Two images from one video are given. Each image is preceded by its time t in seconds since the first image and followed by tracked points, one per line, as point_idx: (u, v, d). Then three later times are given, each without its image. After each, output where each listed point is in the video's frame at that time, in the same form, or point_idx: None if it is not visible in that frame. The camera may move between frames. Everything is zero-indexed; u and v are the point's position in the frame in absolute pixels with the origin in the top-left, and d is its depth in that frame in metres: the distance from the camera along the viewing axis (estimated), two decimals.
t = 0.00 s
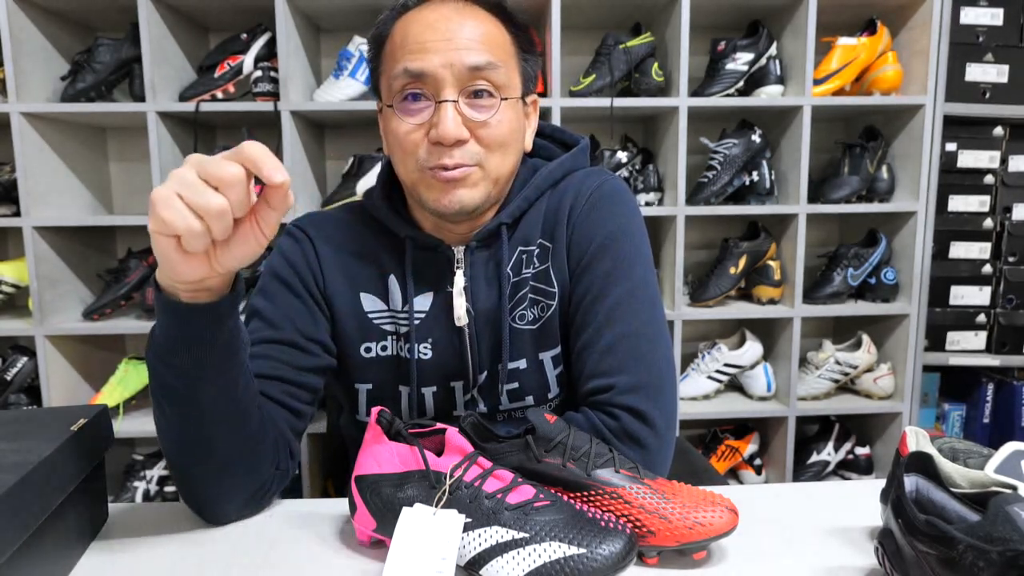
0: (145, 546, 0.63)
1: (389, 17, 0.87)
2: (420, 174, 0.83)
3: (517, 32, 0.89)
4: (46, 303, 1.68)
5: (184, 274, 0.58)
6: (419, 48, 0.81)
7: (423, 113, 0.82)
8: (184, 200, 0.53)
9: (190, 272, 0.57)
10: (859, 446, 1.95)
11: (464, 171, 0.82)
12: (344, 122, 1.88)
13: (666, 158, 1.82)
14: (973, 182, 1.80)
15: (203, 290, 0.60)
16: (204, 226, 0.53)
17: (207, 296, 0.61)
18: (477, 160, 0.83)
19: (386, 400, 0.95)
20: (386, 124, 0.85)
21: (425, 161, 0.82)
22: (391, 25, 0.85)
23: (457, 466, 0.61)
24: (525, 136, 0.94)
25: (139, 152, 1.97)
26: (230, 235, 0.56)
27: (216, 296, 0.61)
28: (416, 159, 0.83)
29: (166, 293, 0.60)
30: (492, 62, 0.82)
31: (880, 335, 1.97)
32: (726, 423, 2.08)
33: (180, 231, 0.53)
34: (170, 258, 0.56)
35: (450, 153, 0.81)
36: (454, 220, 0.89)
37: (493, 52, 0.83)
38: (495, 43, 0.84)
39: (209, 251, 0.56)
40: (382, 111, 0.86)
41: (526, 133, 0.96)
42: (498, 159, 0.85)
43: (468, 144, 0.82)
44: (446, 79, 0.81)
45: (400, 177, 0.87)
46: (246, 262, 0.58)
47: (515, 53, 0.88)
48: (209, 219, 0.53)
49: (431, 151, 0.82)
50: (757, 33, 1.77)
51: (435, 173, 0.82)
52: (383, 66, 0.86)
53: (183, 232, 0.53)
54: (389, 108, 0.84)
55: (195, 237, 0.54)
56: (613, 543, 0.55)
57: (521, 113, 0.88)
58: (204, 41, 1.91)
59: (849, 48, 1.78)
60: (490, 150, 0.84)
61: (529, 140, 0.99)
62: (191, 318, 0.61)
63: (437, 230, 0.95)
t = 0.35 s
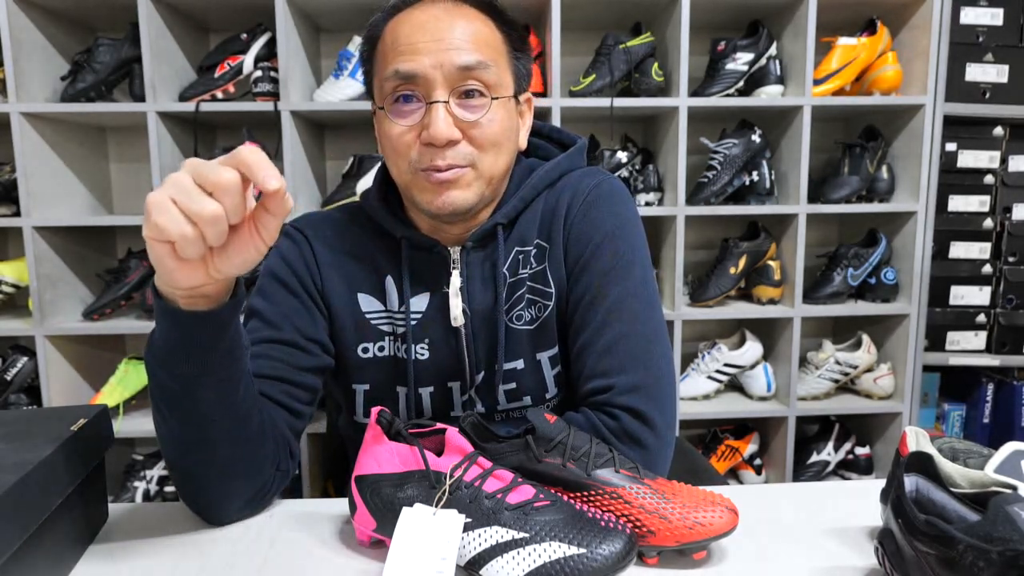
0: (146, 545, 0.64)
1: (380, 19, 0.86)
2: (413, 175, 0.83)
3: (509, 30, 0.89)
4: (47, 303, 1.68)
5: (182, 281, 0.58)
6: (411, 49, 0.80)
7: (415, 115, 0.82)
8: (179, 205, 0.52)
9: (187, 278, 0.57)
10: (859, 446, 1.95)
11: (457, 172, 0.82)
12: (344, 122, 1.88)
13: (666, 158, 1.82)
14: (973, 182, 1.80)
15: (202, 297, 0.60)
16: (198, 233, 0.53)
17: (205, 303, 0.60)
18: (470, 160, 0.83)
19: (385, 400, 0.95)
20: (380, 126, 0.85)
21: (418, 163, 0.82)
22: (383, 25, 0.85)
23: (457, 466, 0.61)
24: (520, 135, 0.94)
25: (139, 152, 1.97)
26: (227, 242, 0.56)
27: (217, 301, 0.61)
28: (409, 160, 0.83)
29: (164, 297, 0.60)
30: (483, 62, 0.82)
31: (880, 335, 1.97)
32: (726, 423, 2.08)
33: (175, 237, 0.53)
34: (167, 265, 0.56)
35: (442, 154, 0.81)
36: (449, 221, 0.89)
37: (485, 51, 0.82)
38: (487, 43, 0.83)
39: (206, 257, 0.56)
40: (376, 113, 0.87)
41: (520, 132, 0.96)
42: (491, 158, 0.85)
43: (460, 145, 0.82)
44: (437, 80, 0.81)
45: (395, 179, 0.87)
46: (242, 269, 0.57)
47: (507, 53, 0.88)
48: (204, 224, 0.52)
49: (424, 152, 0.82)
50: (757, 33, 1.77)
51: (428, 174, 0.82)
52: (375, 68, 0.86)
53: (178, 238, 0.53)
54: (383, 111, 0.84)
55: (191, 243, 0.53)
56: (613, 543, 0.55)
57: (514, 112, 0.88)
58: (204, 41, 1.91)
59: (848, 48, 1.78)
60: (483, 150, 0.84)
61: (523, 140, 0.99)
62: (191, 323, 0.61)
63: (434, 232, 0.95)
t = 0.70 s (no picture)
0: (146, 545, 0.64)
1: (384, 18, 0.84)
2: (416, 201, 0.84)
3: (512, 41, 0.86)
4: (47, 302, 1.68)
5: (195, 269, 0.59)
6: (411, 79, 0.78)
7: (416, 144, 0.81)
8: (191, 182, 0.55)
9: (200, 264, 0.59)
10: (859, 446, 1.95)
11: (461, 200, 0.84)
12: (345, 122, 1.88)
13: (666, 158, 1.82)
14: (973, 182, 1.80)
15: (214, 290, 0.61)
16: (213, 204, 0.56)
17: (217, 297, 0.62)
18: (472, 189, 0.84)
19: (386, 401, 0.95)
20: (382, 147, 0.85)
21: (420, 190, 0.83)
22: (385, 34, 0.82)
23: (457, 466, 0.61)
24: (523, 142, 0.94)
25: (139, 152, 1.97)
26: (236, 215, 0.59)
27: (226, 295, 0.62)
28: (412, 187, 0.84)
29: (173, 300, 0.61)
30: (487, 92, 0.79)
31: (880, 335, 1.97)
32: (726, 423, 2.08)
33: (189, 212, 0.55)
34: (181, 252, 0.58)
35: (445, 186, 0.82)
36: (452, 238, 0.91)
37: (489, 79, 0.80)
38: (490, 67, 0.80)
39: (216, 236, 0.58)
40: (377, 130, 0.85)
41: (524, 138, 0.95)
42: (494, 184, 0.86)
43: (463, 175, 0.82)
44: (439, 114, 0.79)
45: (399, 197, 0.88)
46: (253, 243, 0.60)
47: (511, 67, 0.85)
48: (218, 191, 0.55)
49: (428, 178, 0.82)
50: (757, 33, 1.77)
51: (431, 203, 0.84)
52: (376, 85, 0.84)
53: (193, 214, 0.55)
54: (384, 133, 0.83)
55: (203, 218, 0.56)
56: (613, 543, 0.55)
57: (517, 132, 0.87)
58: (204, 41, 1.92)
59: (848, 48, 1.78)
60: (486, 179, 0.84)
61: (528, 143, 0.98)
62: (199, 322, 0.61)
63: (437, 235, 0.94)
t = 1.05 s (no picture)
0: (146, 545, 0.64)
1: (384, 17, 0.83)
2: (417, 214, 0.85)
3: (514, 54, 0.83)
4: (47, 302, 1.68)
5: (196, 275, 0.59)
6: (411, 97, 0.75)
7: (417, 162, 0.80)
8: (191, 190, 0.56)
9: (201, 270, 0.59)
10: (859, 446, 1.95)
11: (462, 216, 0.85)
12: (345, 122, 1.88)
13: (666, 158, 1.82)
14: (973, 182, 1.80)
15: (215, 297, 0.61)
16: (211, 208, 0.56)
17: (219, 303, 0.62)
18: (473, 204, 0.85)
19: (386, 401, 0.95)
20: (382, 160, 0.84)
21: (421, 206, 0.84)
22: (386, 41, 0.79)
23: (457, 466, 0.61)
24: (525, 148, 0.92)
25: (139, 152, 1.97)
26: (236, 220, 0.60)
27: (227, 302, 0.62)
28: (414, 202, 0.84)
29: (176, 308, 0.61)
30: (489, 112, 0.77)
31: (880, 335, 1.97)
32: (726, 423, 2.08)
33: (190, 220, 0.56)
34: (182, 258, 0.58)
35: (446, 203, 0.82)
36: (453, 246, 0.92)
37: (491, 98, 0.78)
38: (493, 84, 0.78)
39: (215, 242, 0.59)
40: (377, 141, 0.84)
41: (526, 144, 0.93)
42: (495, 198, 0.86)
43: (463, 193, 0.82)
44: (440, 134, 0.77)
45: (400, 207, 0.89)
46: (253, 247, 0.60)
47: (514, 79, 0.82)
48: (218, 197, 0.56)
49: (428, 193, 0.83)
50: (757, 33, 1.77)
51: (433, 218, 0.84)
52: (375, 97, 0.81)
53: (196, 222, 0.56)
54: (384, 147, 0.82)
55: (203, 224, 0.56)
56: (613, 543, 0.55)
57: (518, 145, 0.86)
58: (204, 41, 1.92)
59: (848, 48, 1.78)
60: (487, 194, 0.85)
61: (532, 149, 0.98)
62: (200, 329, 0.61)
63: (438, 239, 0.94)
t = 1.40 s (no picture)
0: (145, 545, 0.64)
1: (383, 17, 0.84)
2: (415, 205, 0.84)
3: (516, 46, 0.84)
4: (46, 302, 1.68)
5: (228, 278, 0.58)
6: (411, 81, 0.76)
7: (417, 149, 0.80)
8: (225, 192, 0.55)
9: (234, 274, 0.58)
10: (859, 446, 1.95)
11: (461, 206, 0.84)
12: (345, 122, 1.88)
13: (666, 158, 1.82)
14: (973, 182, 1.80)
15: (244, 302, 0.61)
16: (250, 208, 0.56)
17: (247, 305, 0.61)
18: (473, 195, 0.84)
19: (386, 402, 0.95)
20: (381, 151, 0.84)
21: (420, 195, 0.83)
22: (386, 33, 0.81)
23: (457, 466, 0.61)
24: (525, 145, 0.92)
25: (139, 152, 1.97)
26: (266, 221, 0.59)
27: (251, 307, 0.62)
28: (412, 192, 0.83)
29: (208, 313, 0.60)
30: (489, 96, 0.78)
31: (880, 334, 1.97)
32: (726, 423, 2.08)
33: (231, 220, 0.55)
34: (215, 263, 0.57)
35: (445, 191, 0.82)
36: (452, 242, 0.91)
37: (491, 84, 0.79)
38: (493, 70, 0.79)
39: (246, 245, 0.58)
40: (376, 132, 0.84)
41: (526, 140, 0.94)
42: (494, 190, 0.86)
43: (463, 181, 0.82)
44: (440, 118, 0.77)
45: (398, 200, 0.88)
46: (284, 244, 0.60)
47: (515, 70, 0.83)
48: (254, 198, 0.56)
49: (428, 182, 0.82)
50: (757, 33, 1.77)
51: (431, 208, 0.84)
52: (375, 86, 0.82)
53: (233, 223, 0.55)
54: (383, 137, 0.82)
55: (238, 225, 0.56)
56: (613, 543, 0.55)
57: (519, 137, 0.86)
58: (204, 41, 1.92)
59: (848, 48, 1.78)
60: (486, 185, 0.84)
61: (531, 146, 0.98)
62: (222, 337, 0.61)
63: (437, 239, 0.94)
